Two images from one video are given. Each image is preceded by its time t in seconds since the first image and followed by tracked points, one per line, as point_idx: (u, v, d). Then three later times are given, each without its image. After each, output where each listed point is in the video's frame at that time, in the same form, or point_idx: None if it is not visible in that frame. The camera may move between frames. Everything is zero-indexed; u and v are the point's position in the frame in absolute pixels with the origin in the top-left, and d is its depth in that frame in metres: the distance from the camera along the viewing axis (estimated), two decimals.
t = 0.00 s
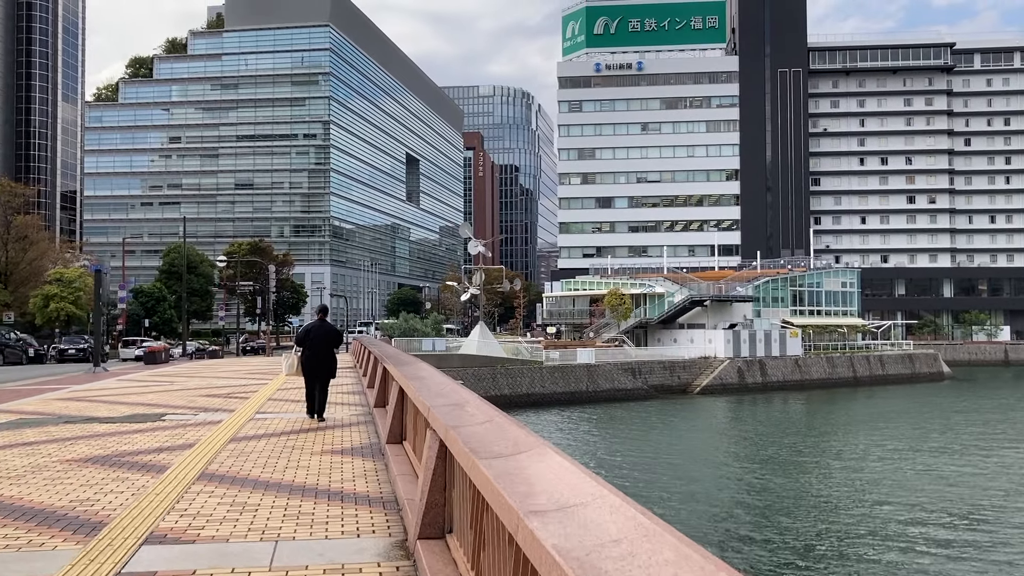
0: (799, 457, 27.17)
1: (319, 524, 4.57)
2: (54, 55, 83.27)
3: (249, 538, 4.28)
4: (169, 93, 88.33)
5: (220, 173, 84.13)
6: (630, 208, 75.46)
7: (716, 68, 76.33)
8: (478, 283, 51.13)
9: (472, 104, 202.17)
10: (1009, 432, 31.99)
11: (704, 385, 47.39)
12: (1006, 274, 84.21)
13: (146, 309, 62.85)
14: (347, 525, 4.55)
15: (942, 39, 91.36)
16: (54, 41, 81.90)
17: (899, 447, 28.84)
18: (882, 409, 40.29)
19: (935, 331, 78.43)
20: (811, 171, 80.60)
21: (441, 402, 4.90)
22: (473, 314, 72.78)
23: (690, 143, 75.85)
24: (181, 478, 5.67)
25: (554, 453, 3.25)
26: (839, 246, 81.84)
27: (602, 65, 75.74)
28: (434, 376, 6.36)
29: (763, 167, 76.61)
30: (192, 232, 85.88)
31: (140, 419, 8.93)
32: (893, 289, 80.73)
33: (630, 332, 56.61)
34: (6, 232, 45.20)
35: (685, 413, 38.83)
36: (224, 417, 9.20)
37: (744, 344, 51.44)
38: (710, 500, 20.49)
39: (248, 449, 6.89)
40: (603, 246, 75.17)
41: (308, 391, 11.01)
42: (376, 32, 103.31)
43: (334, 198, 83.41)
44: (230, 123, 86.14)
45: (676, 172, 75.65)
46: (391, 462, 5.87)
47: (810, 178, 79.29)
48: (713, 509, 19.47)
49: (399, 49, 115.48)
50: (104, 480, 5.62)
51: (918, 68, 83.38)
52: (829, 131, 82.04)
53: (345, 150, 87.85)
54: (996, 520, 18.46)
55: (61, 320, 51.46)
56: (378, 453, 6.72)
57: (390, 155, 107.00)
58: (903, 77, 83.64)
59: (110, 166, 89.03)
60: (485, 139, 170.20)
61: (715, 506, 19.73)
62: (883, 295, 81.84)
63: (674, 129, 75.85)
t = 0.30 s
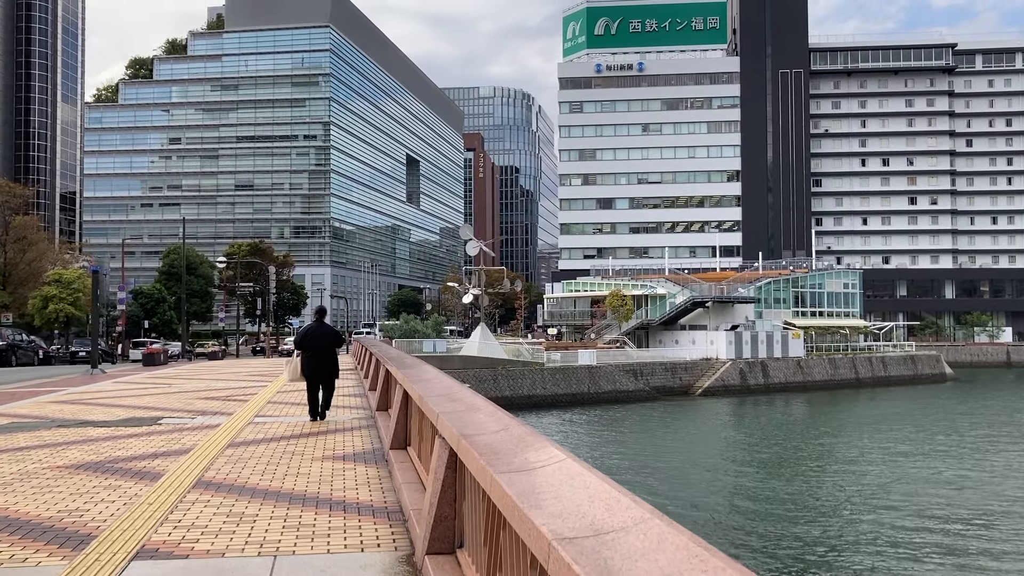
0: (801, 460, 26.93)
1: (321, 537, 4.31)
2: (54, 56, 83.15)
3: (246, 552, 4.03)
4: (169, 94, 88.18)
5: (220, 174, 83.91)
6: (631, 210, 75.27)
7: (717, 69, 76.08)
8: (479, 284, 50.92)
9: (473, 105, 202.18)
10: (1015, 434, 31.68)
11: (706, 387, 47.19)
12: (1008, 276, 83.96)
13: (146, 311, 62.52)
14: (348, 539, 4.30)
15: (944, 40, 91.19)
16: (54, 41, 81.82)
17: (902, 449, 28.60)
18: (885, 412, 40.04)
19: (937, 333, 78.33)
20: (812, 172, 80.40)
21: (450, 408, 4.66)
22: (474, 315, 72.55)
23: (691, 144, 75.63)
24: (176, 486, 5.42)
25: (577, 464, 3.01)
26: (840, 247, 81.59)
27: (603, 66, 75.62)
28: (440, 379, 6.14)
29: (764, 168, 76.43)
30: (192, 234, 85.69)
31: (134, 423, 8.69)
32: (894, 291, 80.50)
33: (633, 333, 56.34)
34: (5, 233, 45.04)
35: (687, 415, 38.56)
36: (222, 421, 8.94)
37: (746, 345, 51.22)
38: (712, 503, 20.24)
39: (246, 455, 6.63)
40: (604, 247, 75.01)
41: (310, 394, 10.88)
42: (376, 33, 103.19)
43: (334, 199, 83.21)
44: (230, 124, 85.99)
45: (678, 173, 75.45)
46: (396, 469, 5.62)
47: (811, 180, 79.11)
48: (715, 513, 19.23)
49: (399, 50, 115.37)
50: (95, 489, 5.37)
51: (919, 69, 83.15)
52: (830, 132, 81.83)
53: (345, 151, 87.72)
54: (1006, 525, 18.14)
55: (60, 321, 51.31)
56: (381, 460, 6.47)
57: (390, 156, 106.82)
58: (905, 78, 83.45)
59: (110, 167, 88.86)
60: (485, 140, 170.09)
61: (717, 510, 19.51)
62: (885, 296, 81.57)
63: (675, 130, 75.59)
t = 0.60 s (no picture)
0: (804, 463, 26.65)
1: (316, 552, 4.06)
2: (53, 56, 83.01)
3: (236, 570, 3.79)
4: (169, 95, 88.00)
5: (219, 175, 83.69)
6: (632, 210, 74.98)
7: (718, 69, 75.82)
8: (480, 285, 50.67)
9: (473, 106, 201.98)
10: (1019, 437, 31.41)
11: (708, 388, 46.91)
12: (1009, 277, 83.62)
13: (145, 312, 62.24)
14: (344, 554, 4.05)
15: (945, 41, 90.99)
16: (54, 42, 81.64)
17: (906, 452, 28.30)
18: (887, 414, 39.73)
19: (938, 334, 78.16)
20: (814, 173, 80.13)
21: (453, 412, 4.39)
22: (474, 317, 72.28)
23: (692, 144, 75.36)
24: (164, 496, 5.16)
25: (595, 477, 2.75)
26: (841, 248, 81.26)
27: (603, 66, 75.41)
28: (442, 381, 5.87)
29: (765, 169, 76.16)
30: (192, 235, 85.46)
31: (127, 427, 8.45)
32: (896, 292, 80.21)
33: (634, 334, 55.97)
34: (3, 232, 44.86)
35: (688, 417, 38.29)
36: (217, 426, 8.70)
37: (747, 346, 50.95)
38: (713, 507, 19.97)
39: (239, 463, 6.38)
40: (605, 248, 74.76)
41: (307, 397, 10.69)
42: (376, 33, 103.06)
43: (334, 200, 82.99)
44: (230, 125, 85.78)
45: (678, 174, 75.21)
46: (395, 476, 5.37)
47: (813, 181, 78.84)
48: (717, 518, 18.94)
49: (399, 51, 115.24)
50: (80, 498, 5.11)
51: (921, 69, 82.86)
52: (831, 132, 81.61)
53: (345, 152, 87.52)
54: (1012, 531, 17.88)
55: (59, 322, 51.21)
56: (381, 466, 6.19)
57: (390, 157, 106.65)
58: (906, 79, 83.18)
59: (110, 168, 88.70)
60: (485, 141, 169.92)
61: (718, 514, 19.24)
62: (886, 297, 81.21)
63: (676, 130, 75.33)
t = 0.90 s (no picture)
0: (809, 465, 26.37)
1: (318, 569, 3.80)
2: (52, 57, 82.78)
3: None
4: (168, 96, 87.79)
5: (219, 176, 83.48)
6: (633, 211, 74.80)
7: (718, 70, 75.64)
8: (480, 286, 50.35)
9: (473, 108, 201.66)
10: None
11: (710, 390, 46.65)
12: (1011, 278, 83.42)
13: (144, 313, 62.30)
14: (347, 569, 3.78)
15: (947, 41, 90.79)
16: (53, 42, 81.49)
17: (911, 454, 28.01)
18: (890, 416, 39.45)
19: (940, 335, 77.99)
20: (815, 174, 79.91)
21: (463, 419, 4.14)
22: (474, 318, 72.13)
23: (693, 145, 75.20)
24: (155, 505, 4.89)
25: (633, 499, 2.50)
26: (843, 249, 80.88)
27: (604, 66, 75.21)
28: (447, 384, 5.62)
29: (766, 170, 75.94)
30: (191, 236, 85.22)
31: (119, 431, 8.18)
32: (898, 292, 79.98)
33: (636, 335, 55.70)
34: None
35: (691, 418, 38.03)
36: (213, 429, 8.44)
37: (749, 347, 50.72)
38: (717, 510, 19.70)
39: (234, 468, 6.11)
40: (605, 249, 74.56)
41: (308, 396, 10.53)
42: (376, 34, 102.92)
43: (334, 201, 82.75)
44: (229, 125, 85.57)
45: (679, 175, 75.03)
46: (399, 484, 5.11)
47: (814, 181, 78.56)
48: (721, 520, 18.68)
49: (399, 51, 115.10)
50: (65, 507, 4.85)
51: (923, 70, 82.62)
52: (832, 133, 81.42)
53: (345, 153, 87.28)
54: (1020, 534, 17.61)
55: (57, 324, 51.13)
56: (383, 472, 5.94)
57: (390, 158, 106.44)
58: (907, 79, 82.93)
59: (109, 169, 88.46)
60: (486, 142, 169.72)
61: (723, 517, 18.97)
62: (887, 298, 81.01)
63: (677, 131, 75.13)
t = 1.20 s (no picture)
0: (814, 467, 26.07)
1: None
2: (51, 57, 82.56)
3: None
4: (168, 97, 87.52)
5: (219, 177, 83.22)
6: (634, 212, 74.63)
7: (720, 70, 75.42)
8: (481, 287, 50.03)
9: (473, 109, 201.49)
10: None
11: (712, 391, 46.35)
12: (1013, 279, 83.13)
13: (144, 314, 61.99)
14: None
15: (948, 42, 90.62)
16: (52, 43, 81.31)
17: (916, 456, 27.72)
18: (894, 417, 39.17)
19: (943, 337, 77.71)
20: (817, 174, 79.67)
21: (481, 436, 3.87)
22: (475, 319, 71.85)
23: (694, 146, 75.05)
24: (152, 523, 4.62)
25: (676, 520, 2.18)
26: (845, 250, 80.57)
27: (605, 67, 75.02)
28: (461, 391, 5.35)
29: (768, 170, 75.68)
30: (191, 237, 84.95)
31: (116, 438, 7.88)
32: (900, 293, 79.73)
33: (637, 337, 55.44)
34: None
35: (694, 420, 37.76)
36: (212, 438, 8.14)
37: (751, 349, 50.50)
38: (722, 511, 19.41)
39: (234, 481, 5.80)
40: (606, 250, 74.31)
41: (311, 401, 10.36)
42: (377, 35, 102.77)
43: (334, 202, 82.50)
44: (229, 126, 85.30)
45: (680, 176, 74.82)
46: (407, 499, 4.88)
47: (816, 182, 78.35)
48: (726, 522, 18.39)
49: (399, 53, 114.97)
50: (57, 526, 4.57)
51: (925, 70, 82.37)
52: (834, 134, 81.14)
53: (345, 154, 87.07)
54: None
55: (56, 325, 51.03)
56: (391, 486, 5.66)
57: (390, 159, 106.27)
58: (909, 80, 82.68)
59: (109, 170, 88.19)
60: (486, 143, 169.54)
61: (728, 518, 18.67)
62: (890, 299, 80.71)
63: (678, 132, 74.92)
